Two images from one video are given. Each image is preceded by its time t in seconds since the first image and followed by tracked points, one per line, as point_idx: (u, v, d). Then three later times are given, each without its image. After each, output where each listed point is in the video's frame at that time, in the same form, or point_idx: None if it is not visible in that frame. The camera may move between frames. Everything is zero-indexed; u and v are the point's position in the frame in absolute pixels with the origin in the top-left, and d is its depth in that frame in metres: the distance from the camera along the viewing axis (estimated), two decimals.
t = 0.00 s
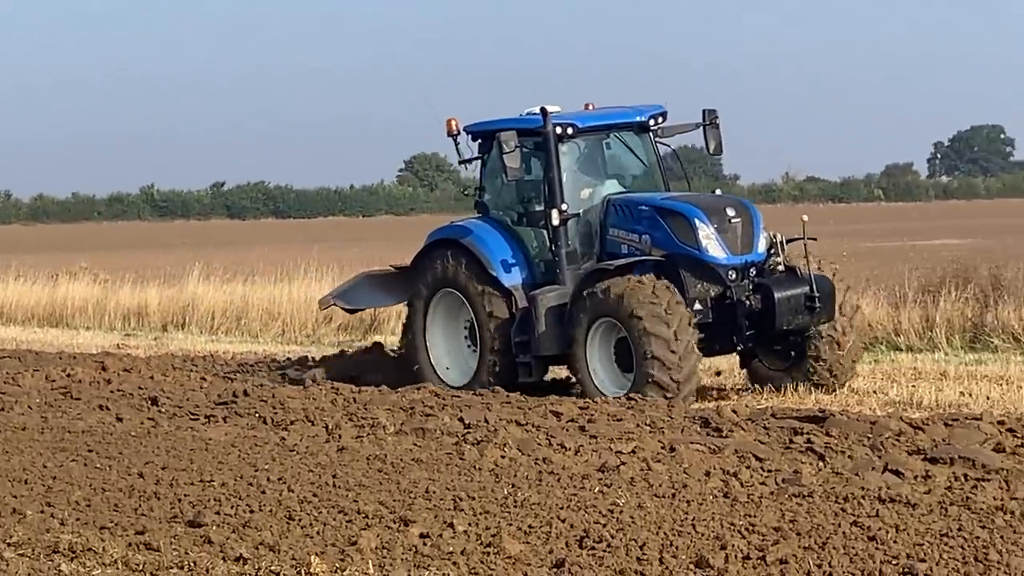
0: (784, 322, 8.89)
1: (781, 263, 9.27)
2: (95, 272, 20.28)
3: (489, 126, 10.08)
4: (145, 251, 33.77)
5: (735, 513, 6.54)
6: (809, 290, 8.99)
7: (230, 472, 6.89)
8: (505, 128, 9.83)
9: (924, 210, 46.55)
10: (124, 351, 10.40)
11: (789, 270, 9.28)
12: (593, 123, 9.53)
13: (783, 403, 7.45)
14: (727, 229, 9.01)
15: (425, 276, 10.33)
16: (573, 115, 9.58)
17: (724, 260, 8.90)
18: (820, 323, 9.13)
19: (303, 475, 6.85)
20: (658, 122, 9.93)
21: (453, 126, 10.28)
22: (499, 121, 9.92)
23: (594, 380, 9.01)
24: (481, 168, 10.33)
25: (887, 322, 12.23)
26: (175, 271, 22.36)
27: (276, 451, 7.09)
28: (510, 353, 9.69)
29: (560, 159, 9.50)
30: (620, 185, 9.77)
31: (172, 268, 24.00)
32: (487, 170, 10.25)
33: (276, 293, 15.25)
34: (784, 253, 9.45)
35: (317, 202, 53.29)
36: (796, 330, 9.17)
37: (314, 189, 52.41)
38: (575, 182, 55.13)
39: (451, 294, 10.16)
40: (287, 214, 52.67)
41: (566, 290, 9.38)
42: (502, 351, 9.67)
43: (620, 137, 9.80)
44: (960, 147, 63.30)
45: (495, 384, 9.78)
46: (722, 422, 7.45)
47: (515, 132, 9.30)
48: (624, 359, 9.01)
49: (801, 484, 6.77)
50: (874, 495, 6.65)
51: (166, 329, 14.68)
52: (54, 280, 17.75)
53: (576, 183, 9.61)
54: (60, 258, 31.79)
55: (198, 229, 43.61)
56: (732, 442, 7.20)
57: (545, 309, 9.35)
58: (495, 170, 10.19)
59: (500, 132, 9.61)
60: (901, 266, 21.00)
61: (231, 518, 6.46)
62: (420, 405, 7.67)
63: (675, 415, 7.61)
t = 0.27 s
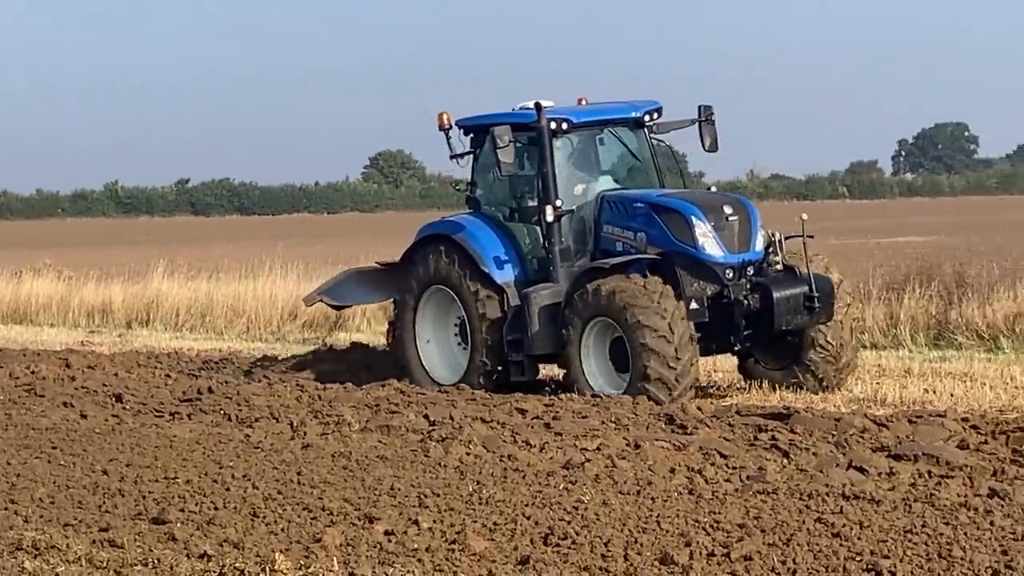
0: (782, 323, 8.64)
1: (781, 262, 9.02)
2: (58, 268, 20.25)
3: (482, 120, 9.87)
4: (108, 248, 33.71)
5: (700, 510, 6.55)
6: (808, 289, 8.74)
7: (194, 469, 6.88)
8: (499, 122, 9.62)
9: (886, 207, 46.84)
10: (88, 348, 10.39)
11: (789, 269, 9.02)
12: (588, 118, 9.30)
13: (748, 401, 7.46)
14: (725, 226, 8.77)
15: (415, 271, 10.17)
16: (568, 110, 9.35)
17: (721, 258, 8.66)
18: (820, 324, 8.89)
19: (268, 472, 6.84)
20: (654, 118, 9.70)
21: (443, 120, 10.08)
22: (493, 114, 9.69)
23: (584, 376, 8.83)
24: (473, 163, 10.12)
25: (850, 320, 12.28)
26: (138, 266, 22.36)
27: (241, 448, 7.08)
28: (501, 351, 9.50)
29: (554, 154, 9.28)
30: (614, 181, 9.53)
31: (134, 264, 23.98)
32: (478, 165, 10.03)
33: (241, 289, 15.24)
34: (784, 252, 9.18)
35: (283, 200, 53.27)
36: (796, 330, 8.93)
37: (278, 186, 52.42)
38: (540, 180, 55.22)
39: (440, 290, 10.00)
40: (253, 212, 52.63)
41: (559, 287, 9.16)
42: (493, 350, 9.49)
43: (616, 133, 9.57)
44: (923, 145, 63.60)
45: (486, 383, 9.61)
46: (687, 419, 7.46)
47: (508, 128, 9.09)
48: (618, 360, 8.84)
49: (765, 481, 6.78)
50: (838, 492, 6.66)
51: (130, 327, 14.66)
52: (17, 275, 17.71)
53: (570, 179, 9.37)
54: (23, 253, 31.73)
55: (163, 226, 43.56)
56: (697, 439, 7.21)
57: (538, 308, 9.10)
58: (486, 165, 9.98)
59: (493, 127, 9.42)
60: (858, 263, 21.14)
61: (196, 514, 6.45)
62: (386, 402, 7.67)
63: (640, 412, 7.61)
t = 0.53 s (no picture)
0: (781, 322, 8.64)
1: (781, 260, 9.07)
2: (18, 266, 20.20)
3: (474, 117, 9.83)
4: (73, 245, 33.63)
5: (662, 507, 6.55)
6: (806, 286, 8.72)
7: (157, 466, 6.86)
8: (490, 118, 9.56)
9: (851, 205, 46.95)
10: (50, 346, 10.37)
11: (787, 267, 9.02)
12: (580, 113, 9.27)
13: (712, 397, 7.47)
14: (721, 223, 8.77)
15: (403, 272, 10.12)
16: (559, 105, 9.31)
17: (718, 256, 8.66)
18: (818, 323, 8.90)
19: (230, 470, 6.83)
20: (646, 112, 9.70)
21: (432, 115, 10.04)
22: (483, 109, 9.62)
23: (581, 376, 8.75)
24: (465, 159, 10.08)
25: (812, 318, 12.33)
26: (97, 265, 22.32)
27: (203, 445, 7.07)
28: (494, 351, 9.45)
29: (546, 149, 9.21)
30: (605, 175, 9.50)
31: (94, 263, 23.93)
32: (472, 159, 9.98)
33: (204, 286, 15.22)
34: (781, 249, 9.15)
35: (251, 198, 53.21)
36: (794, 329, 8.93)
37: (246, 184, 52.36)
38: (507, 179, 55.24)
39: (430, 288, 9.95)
40: (221, 210, 52.56)
41: (554, 286, 9.12)
42: (486, 350, 9.43)
43: (609, 127, 9.55)
44: (890, 144, 63.79)
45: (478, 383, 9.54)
46: (650, 417, 7.47)
47: (499, 124, 8.99)
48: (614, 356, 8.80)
49: (728, 478, 6.80)
50: (801, 489, 6.67)
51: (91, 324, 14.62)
52: None
53: (560, 175, 9.31)
54: None
55: (129, 224, 43.48)
56: (659, 437, 7.22)
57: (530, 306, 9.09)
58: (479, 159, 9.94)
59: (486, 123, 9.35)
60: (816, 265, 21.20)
61: (158, 512, 6.43)
62: (348, 400, 7.67)
63: (602, 410, 7.63)
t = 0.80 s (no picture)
0: (779, 320, 8.63)
1: (778, 257, 9.02)
2: None
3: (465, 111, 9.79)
4: (37, 241, 33.55)
5: (622, 505, 6.56)
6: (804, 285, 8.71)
7: (117, 464, 6.85)
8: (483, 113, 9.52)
9: (818, 201, 47.06)
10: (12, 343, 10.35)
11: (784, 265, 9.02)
12: (574, 107, 9.24)
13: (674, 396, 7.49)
14: (717, 219, 8.76)
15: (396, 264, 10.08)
16: (553, 99, 9.27)
17: (714, 253, 8.65)
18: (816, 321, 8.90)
19: (191, 468, 6.82)
20: (640, 105, 9.69)
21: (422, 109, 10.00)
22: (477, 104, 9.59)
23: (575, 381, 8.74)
24: (456, 154, 10.04)
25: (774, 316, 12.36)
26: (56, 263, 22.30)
27: (163, 444, 7.06)
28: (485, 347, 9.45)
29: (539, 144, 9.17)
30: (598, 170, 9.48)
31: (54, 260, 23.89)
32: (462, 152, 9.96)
33: (166, 283, 15.20)
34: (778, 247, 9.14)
35: (220, 194, 53.15)
36: (791, 327, 8.93)
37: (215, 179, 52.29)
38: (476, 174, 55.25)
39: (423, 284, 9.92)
40: (190, 205, 52.49)
41: (546, 283, 9.11)
42: (477, 345, 9.43)
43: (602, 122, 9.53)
44: (858, 141, 63.94)
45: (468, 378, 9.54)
46: (611, 415, 7.48)
47: (492, 118, 8.96)
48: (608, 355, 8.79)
49: (688, 475, 6.81)
50: (761, 486, 6.68)
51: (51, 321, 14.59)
52: None
53: (553, 170, 9.27)
54: None
55: (96, 220, 43.39)
56: (620, 435, 7.23)
57: (524, 302, 9.06)
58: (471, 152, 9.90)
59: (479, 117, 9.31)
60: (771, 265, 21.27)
61: (117, 510, 6.42)
62: (309, 398, 7.68)
63: (564, 408, 7.65)
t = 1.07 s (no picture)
0: (779, 319, 8.63)
1: (778, 255, 9.09)
2: None
3: (457, 108, 9.77)
4: None
5: (583, 503, 6.56)
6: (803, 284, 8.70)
7: (78, 463, 6.84)
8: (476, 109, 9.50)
9: (780, 201, 47.11)
10: None
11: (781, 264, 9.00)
12: (567, 103, 9.21)
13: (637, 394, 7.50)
14: (714, 218, 8.78)
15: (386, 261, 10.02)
16: (546, 94, 9.24)
17: (711, 251, 8.67)
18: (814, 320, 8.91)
19: (151, 467, 6.81)
20: (634, 103, 9.66)
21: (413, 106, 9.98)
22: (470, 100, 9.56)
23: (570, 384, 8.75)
24: (446, 152, 10.01)
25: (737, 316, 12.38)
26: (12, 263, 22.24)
27: (124, 443, 7.05)
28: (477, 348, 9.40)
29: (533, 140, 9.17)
30: (591, 169, 9.46)
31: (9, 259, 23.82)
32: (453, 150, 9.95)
33: (126, 282, 15.17)
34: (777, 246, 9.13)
35: (183, 194, 53.07)
36: (789, 327, 8.94)
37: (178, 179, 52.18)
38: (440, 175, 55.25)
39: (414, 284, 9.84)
40: (154, 205, 52.37)
41: (540, 282, 9.09)
42: (468, 346, 9.38)
43: (597, 119, 9.50)
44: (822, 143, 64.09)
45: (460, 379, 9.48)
46: (573, 413, 7.49)
47: (486, 115, 8.96)
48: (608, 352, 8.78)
49: (649, 474, 6.81)
50: (721, 485, 6.69)
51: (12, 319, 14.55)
52: None
53: (547, 167, 9.28)
54: None
55: (59, 219, 43.26)
56: (581, 434, 7.23)
57: (518, 302, 9.02)
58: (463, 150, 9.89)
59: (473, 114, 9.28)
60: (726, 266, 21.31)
61: (76, 510, 6.41)
62: (270, 397, 7.68)
63: (525, 406, 7.66)
